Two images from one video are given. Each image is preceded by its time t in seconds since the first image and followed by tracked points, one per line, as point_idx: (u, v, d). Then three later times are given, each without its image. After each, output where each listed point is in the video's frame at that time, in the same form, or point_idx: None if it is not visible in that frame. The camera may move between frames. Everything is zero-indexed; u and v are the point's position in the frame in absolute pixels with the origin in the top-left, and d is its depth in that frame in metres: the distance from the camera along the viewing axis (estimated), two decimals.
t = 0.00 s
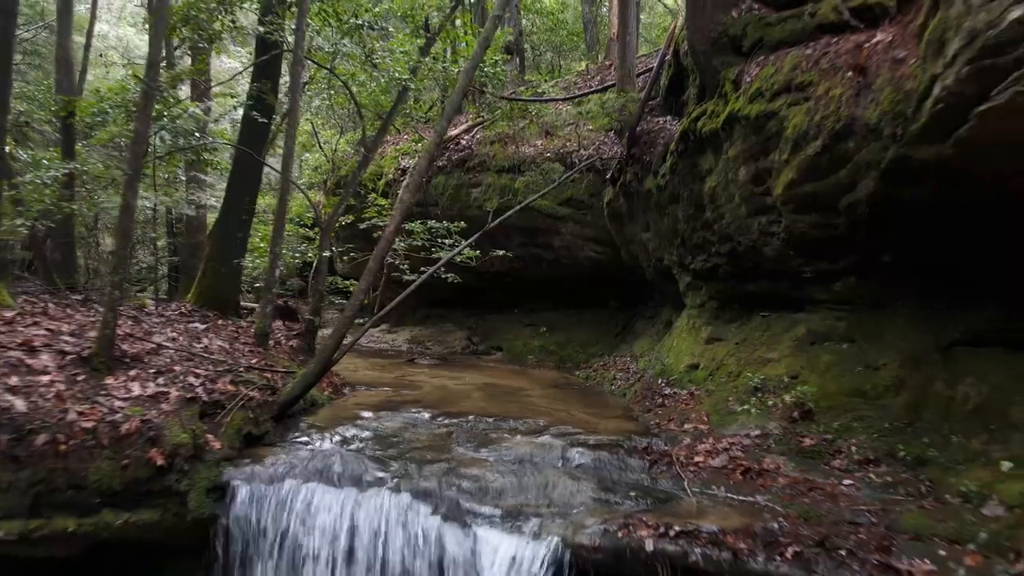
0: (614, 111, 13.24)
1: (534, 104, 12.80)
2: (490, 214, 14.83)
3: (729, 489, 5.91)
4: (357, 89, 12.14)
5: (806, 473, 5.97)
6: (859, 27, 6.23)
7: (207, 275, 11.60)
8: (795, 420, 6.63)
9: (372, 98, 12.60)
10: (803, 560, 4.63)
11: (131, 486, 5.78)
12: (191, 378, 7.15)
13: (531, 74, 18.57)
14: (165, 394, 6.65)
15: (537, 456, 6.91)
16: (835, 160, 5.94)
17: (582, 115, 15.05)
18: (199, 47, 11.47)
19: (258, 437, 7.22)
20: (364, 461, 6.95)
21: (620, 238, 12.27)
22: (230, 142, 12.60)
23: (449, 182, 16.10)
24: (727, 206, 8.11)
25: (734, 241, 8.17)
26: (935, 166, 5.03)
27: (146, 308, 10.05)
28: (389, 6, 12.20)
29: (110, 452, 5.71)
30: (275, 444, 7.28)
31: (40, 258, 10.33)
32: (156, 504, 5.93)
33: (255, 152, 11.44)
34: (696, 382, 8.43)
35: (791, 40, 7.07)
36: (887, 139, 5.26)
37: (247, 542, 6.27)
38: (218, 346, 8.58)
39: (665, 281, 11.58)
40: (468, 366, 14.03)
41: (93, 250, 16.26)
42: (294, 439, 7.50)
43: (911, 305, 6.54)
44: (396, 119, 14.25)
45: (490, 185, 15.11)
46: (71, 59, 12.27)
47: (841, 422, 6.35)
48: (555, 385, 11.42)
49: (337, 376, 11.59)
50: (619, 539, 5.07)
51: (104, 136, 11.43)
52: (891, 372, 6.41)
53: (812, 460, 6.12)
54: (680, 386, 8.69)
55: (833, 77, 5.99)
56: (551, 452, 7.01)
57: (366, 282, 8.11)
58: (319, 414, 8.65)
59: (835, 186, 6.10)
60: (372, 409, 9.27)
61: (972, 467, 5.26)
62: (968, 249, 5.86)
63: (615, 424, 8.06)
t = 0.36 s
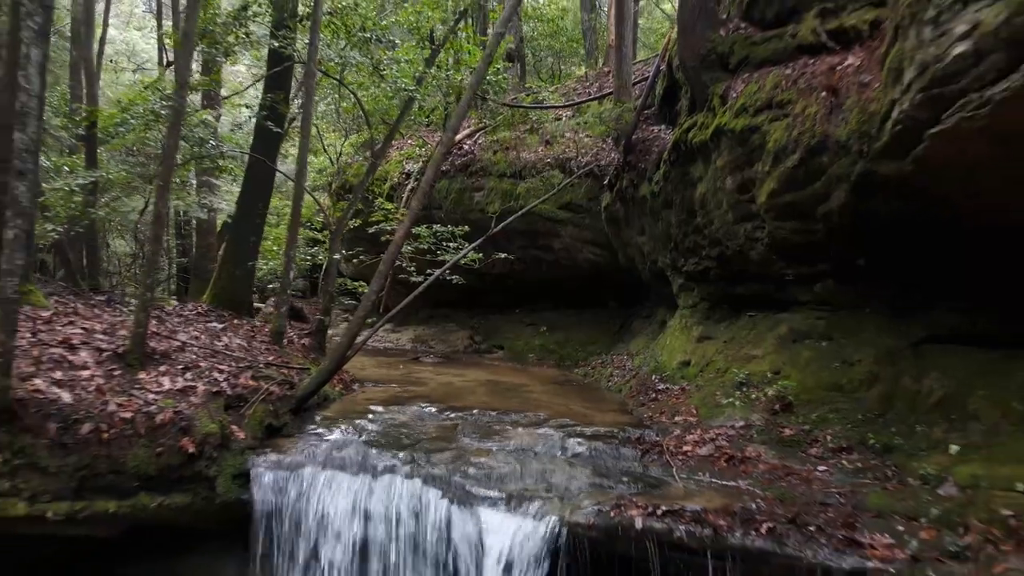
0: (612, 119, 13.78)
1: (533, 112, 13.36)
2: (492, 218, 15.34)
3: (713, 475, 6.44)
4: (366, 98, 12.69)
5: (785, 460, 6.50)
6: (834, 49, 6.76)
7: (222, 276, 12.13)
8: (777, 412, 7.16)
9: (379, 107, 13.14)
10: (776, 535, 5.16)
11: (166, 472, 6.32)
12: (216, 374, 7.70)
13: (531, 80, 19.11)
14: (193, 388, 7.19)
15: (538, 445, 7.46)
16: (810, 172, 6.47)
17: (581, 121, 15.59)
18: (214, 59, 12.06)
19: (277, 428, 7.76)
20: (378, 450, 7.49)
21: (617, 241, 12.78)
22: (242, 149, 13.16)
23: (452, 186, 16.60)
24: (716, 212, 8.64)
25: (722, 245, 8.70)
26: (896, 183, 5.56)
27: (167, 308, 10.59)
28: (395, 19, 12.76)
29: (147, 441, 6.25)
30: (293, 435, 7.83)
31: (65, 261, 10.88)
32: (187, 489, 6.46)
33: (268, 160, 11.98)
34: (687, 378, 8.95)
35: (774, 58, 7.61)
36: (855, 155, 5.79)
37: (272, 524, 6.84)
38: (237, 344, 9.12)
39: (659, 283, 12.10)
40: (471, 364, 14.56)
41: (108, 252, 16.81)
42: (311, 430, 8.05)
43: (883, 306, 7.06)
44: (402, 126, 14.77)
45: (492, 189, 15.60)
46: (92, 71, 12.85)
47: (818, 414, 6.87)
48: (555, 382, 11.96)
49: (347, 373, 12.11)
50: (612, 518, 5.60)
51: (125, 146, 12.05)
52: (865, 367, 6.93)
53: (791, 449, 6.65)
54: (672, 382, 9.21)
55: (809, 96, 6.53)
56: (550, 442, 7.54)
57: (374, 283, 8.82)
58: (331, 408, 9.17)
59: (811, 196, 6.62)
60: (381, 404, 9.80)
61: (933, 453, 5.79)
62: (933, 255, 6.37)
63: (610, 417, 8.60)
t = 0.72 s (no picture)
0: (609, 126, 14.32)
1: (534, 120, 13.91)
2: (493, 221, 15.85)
3: (700, 462, 6.97)
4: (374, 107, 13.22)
5: (766, 449, 7.02)
6: (813, 68, 7.28)
7: (236, 278, 12.67)
8: (761, 405, 7.69)
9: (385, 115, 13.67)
10: (753, 515, 5.69)
11: (195, 459, 6.85)
12: (237, 370, 8.26)
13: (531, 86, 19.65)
14: (218, 383, 7.74)
15: (538, 436, 8.01)
16: (789, 183, 7.00)
17: (580, 128, 16.14)
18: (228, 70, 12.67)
19: (293, 421, 8.30)
20: (388, 441, 8.03)
21: (614, 243, 13.30)
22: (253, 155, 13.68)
23: (455, 190, 17.13)
24: (705, 218, 9.17)
25: (712, 249, 9.23)
26: (864, 195, 6.07)
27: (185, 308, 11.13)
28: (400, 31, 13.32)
29: (178, 430, 6.79)
30: (308, 428, 8.36)
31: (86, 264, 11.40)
32: (214, 476, 6.99)
33: (279, 166, 12.49)
34: (678, 374, 9.48)
35: (758, 75, 8.15)
36: (828, 168, 6.32)
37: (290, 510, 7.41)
38: (254, 342, 9.67)
39: (654, 284, 12.62)
40: (473, 362, 15.08)
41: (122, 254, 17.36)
42: (325, 423, 8.59)
43: (859, 307, 7.56)
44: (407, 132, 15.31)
45: (494, 193, 16.10)
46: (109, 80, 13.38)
47: (797, 407, 7.40)
48: (554, 379, 12.48)
49: (355, 370, 12.64)
50: (606, 500, 6.13)
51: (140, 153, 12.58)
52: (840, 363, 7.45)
53: (772, 438, 7.17)
54: (665, 378, 9.74)
55: (789, 113, 7.06)
56: (549, 434, 8.08)
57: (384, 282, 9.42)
58: (342, 403, 9.70)
59: (790, 205, 7.15)
60: (389, 399, 10.32)
61: (899, 441, 6.32)
62: (904, 261, 6.88)
63: (606, 411, 9.13)
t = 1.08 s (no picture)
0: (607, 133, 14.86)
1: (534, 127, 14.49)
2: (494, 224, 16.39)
3: (689, 451, 7.51)
4: (381, 115, 13.79)
5: (750, 439, 7.56)
6: (794, 84, 7.81)
7: (249, 279, 13.22)
8: (746, 399, 8.23)
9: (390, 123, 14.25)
10: (734, 497, 6.23)
11: (219, 449, 7.40)
12: (255, 367, 8.81)
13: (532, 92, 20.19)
14: (239, 378, 8.30)
15: (538, 428, 8.54)
16: (771, 192, 7.53)
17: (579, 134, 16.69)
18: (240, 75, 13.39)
19: (308, 414, 8.84)
20: (397, 433, 8.55)
21: (611, 246, 13.83)
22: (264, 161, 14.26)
23: (458, 194, 17.67)
24: (696, 223, 9.70)
25: (702, 253, 9.76)
26: (837, 206, 6.60)
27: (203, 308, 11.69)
28: (406, 42, 13.90)
29: (204, 422, 7.34)
30: (323, 421, 8.91)
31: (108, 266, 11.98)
32: (237, 464, 7.55)
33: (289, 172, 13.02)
34: (671, 371, 10.01)
35: (745, 90, 8.69)
36: (806, 179, 6.84)
37: (307, 496, 7.92)
38: (269, 340, 10.22)
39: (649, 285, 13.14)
40: (475, 360, 15.60)
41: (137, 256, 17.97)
42: (338, 416, 9.15)
43: (838, 308, 8.08)
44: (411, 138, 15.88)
45: (495, 197, 16.60)
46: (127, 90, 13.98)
47: (780, 400, 7.93)
48: (554, 376, 13.02)
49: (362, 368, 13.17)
50: (600, 485, 6.66)
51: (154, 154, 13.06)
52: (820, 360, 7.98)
53: (756, 430, 7.71)
54: (658, 374, 10.28)
55: (771, 127, 7.60)
56: (548, 426, 8.63)
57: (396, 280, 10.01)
58: (353, 398, 10.23)
59: (772, 212, 7.67)
60: (396, 395, 10.85)
61: (871, 431, 6.84)
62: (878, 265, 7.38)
63: (602, 405, 9.68)
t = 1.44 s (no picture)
0: (606, 140, 15.41)
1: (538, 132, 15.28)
2: (496, 226, 16.91)
3: (678, 442, 8.05)
4: (387, 122, 14.35)
5: (736, 430, 8.10)
6: (778, 99, 8.33)
7: (260, 281, 13.77)
8: (733, 394, 8.77)
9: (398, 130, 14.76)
10: (718, 482, 6.77)
11: (241, 440, 7.95)
12: (272, 364, 9.37)
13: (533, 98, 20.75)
14: (258, 374, 8.86)
15: (538, 422, 9.09)
16: (756, 201, 8.06)
17: (579, 141, 17.26)
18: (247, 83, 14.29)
19: (322, 408, 9.39)
20: (405, 426, 9.10)
21: (609, 248, 14.36)
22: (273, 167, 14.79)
23: (461, 197, 18.21)
24: (687, 228, 10.24)
25: (693, 256, 10.29)
26: (815, 215, 7.11)
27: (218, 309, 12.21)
28: (411, 52, 14.46)
29: (227, 414, 7.89)
30: (335, 415, 9.47)
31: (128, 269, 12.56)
32: (257, 455, 8.11)
33: (299, 179, 13.57)
34: (664, 368, 10.55)
35: (733, 103, 9.22)
36: (786, 188, 7.36)
37: (321, 484, 8.47)
38: (283, 339, 10.78)
39: (645, 286, 13.66)
40: (477, 358, 16.14)
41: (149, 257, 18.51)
42: (349, 411, 9.69)
43: (820, 308, 8.60)
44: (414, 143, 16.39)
45: (497, 200, 17.13)
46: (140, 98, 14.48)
47: (765, 395, 8.46)
48: (554, 373, 13.57)
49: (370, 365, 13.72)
50: (596, 473, 7.19)
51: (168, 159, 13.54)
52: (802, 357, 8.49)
53: (742, 422, 8.24)
54: (652, 371, 10.81)
55: (756, 139, 8.13)
56: (548, 419, 9.18)
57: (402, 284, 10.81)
58: (362, 394, 10.77)
59: (757, 219, 8.20)
60: (404, 391, 11.40)
61: (846, 422, 7.36)
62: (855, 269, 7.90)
63: (599, 400, 10.22)
